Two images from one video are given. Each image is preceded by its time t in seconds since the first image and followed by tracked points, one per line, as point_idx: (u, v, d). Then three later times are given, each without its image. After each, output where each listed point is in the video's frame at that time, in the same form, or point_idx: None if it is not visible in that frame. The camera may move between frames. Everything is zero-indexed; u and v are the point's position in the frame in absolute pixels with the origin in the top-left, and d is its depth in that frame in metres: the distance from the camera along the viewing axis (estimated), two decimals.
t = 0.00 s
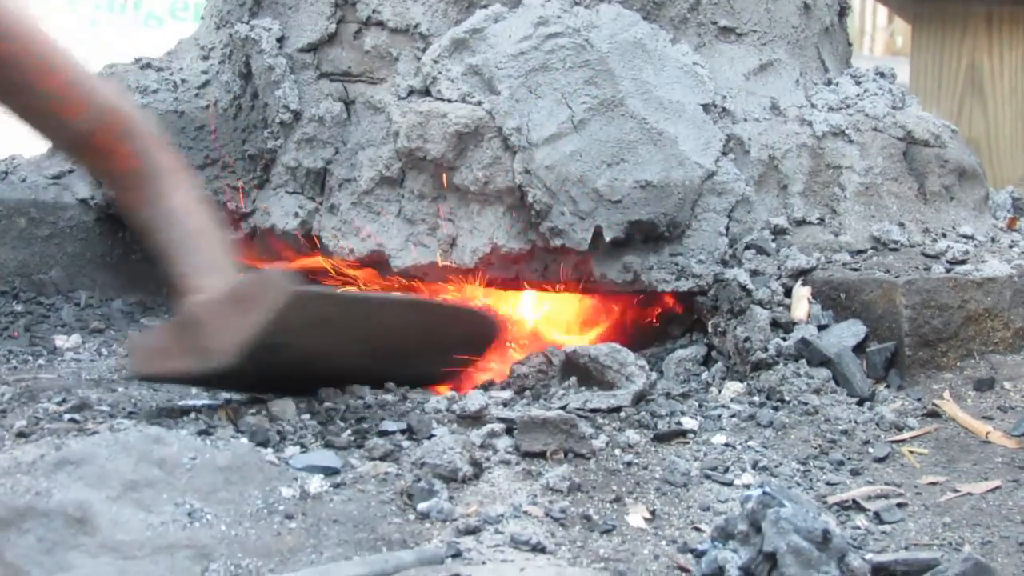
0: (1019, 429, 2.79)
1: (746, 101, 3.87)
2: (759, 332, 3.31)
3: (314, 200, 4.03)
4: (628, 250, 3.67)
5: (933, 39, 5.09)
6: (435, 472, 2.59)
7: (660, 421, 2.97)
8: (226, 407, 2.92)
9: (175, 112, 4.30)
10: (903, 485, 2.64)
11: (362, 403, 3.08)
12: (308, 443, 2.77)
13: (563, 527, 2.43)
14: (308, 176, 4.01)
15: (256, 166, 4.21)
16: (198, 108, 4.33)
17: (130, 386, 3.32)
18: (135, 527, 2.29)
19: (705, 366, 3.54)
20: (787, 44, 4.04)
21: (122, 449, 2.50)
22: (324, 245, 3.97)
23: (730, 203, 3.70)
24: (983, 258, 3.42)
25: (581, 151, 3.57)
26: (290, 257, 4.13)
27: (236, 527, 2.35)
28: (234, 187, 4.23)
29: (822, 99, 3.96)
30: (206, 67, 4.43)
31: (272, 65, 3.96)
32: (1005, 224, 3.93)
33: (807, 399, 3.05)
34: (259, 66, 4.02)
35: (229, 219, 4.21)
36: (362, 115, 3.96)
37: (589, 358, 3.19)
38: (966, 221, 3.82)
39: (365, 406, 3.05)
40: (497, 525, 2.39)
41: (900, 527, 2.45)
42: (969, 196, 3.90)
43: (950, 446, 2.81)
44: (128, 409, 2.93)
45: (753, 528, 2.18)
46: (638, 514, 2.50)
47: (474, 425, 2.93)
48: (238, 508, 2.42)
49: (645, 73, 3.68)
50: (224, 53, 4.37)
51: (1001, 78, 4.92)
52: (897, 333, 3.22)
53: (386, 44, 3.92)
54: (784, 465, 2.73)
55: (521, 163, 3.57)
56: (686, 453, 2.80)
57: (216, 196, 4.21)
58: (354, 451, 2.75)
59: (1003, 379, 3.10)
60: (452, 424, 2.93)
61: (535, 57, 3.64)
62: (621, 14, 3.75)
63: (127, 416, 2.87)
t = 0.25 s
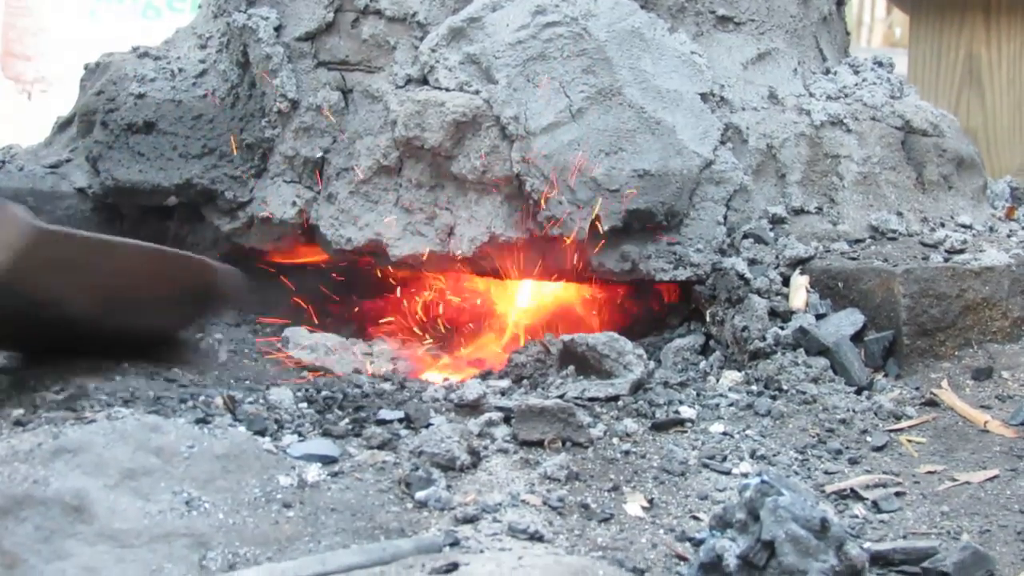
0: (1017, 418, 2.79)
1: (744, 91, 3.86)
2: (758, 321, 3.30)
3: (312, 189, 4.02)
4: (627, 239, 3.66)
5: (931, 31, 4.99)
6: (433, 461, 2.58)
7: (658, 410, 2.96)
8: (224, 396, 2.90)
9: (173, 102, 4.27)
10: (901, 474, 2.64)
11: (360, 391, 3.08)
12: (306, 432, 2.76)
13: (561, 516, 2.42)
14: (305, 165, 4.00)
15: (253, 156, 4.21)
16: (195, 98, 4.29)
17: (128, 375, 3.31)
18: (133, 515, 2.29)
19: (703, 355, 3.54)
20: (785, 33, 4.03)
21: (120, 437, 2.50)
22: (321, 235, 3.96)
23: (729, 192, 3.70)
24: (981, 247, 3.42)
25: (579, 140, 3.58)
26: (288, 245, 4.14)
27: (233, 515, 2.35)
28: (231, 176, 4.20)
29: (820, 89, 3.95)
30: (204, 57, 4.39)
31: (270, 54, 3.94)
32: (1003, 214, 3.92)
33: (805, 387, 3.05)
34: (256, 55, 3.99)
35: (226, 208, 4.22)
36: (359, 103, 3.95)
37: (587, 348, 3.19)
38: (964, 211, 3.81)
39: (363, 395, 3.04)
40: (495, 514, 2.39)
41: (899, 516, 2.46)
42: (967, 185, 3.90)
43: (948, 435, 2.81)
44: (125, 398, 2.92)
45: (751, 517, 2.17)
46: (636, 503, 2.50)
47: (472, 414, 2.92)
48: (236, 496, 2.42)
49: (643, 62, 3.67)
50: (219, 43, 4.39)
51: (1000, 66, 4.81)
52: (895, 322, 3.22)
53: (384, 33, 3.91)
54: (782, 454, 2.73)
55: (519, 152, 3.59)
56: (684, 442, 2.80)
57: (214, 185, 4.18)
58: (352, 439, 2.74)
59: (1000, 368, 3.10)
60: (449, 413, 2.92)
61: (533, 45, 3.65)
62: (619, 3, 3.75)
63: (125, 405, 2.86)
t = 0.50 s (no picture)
0: (1017, 410, 2.79)
1: (743, 83, 3.86)
2: (757, 313, 3.30)
3: (310, 182, 3.98)
4: (627, 232, 3.66)
5: (930, 24, 4.94)
6: (433, 453, 2.58)
7: (658, 402, 2.96)
8: (223, 389, 2.86)
9: (172, 94, 4.29)
10: (901, 467, 2.64)
11: (359, 384, 3.07)
12: (306, 424, 2.75)
13: (560, 508, 2.42)
14: (305, 158, 3.97)
15: (252, 148, 4.17)
16: (194, 90, 4.30)
17: (127, 368, 3.31)
18: (133, 508, 2.29)
19: (703, 348, 3.54)
20: (785, 25, 4.02)
21: (120, 430, 2.49)
22: (321, 228, 3.94)
23: (728, 184, 3.69)
24: (980, 239, 3.42)
25: (579, 132, 3.59)
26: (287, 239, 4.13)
27: (233, 508, 2.34)
28: (231, 169, 4.18)
29: (820, 81, 3.94)
30: (204, 49, 4.41)
31: (269, 46, 3.96)
32: (1003, 206, 3.90)
33: (805, 379, 3.05)
34: (256, 48, 4.01)
35: (226, 200, 4.20)
36: (359, 96, 3.93)
37: (586, 340, 3.18)
38: (963, 203, 3.80)
39: (362, 388, 3.03)
40: (495, 506, 2.39)
41: (899, 508, 2.46)
42: (966, 177, 3.89)
43: (948, 427, 2.81)
44: (125, 390, 2.92)
45: (751, 509, 2.17)
46: (636, 495, 2.49)
47: (472, 406, 2.90)
48: (236, 489, 2.41)
49: (643, 54, 3.68)
50: (219, 35, 4.39)
51: (1000, 60, 4.74)
52: (895, 314, 3.21)
53: (384, 25, 3.93)
54: (782, 446, 2.72)
55: (519, 145, 3.60)
56: (684, 435, 2.79)
57: (214, 178, 4.17)
58: (351, 432, 2.73)
59: (1000, 360, 3.09)
60: (449, 405, 2.91)
61: (532, 38, 3.67)
62: None
63: (125, 397, 2.86)
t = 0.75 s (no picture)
0: (1010, 404, 2.80)
1: (738, 77, 3.86)
2: (752, 307, 3.29)
3: (305, 175, 4.00)
4: (621, 226, 3.66)
5: (925, 20, 4.91)
6: (427, 447, 2.58)
7: (652, 396, 2.96)
8: (217, 383, 2.85)
9: (166, 88, 4.29)
10: (895, 461, 2.64)
11: (354, 377, 3.06)
12: (300, 418, 2.74)
13: (555, 502, 2.42)
14: (299, 152, 3.99)
15: (247, 142, 4.17)
16: (188, 84, 4.29)
17: (121, 362, 3.30)
18: (126, 502, 2.29)
19: (697, 342, 3.53)
20: (780, 19, 4.02)
21: (114, 424, 2.49)
22: (315, 222, 3.93)
23: (723, 178, 3.68)
24: (974, 233, 3.42)
25: (573, 127, 3.58)
26: (280, 233, 4.09)
27: (227, 502, 2.34)
28: (226, 163, 4.17)
29: (815, 75, 3.94)
30: (198, 43, 4.39)
31: (263, 40, 3.97)
32: (997, 199, 3.90)
33: (799, 373, 3.06)
34: (250, 41, 4.03)
35: (220, 194, 4.19)
36: (353, 91, 3.90)
37: (580, 333, 3.20)
38: (958, 197, 3.80)
39: (357, 381, 3.02)
40: (489, 500, 2.39)
41: (893, 502, 2.46)
42: (961, 171, 3.89)
43: (942, 421, 2.81)
44: (119, 384, 2.92)
45: (745, 503, 2.18)
46: (631, 489, 2.49)
47: (466, 400, 2.90)
48: (230, 483, 2.41)
49: (637, 48, 3.68)
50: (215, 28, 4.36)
51: (995, 56, 4.73)
52: (889, 308, 3.21)
53: (378, 19, 3.89)
54: (776, 440, 2.72)
55: (513, 139, 3.58)
56: (679, 429, 2.79)
57: (208, 172, 4.17)
58: (345, 426, 2.72)
59: (995, 354, 3.10)
60: (443, 399, 2.90)
61: (527, 32, 3.66)
62: None
63: (119, 391, 2.86)
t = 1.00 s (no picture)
0: (1006, 394, 2.80)
1: (732, 68, 3.86)
2: (747, 298, 3.30)
3: (299, 168, 3.99)
4: (616, 217, 3.66)
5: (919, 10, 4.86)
6: (423, 440, 2.57)
7: (647, 388, 2.96)
8: (212, 376, 2.84)
9: (160, 81, 4.30)
10: (890, 452, 2.65)
11: (349, 370, 3.05)
12: (296, 412, 2.73)
13: (551, 495, 2.43)
14: (294, 144, 3.98)
15: (241, 135, 4.15)
16: (182, 77, 4.30)
17: (117, 355, 3.30)
18: (122, 496, 2.28)
19: (692, 333, 3.55)
20: (773, 10, 4.04)
21: (109, 418, 2.48)
22: (310, 214, 3.93)
23: (718, 169, 3.69)
24: (969, 224, 3.42)
25: (567, 118, 3.58)
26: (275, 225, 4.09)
27: (223, 496, 2.34)
28: (220, 155, 4.16)
29: (809, 66, 3.94)
30: (192, 37, 4.43)
31: (257, 33, 3.92)
32: (992, 190, 3.90)
33: (794, 364, 3.05)
34: (243, 34, 3.99)
35: (215, 187, 4.18)
36: (347, 82, 3.92)
37: (576, 326, 3.17)
38: (952, 187, 3.80)
39: (352, 374, 3.02)
40: (485, 493, 2.39)
41: (888, 493, 2.47)
42: (955, 162, 3.89)
43: (937, 412, 2.82)
44: (114, 378, 2.91)
45: (741, 495, 2.18)
46: (626, 481, 2.50)
47: (462, 393, 2.89)
48: (226, 476, 2.40)
49: (631, 40, 3.69)
50: (207, 22, 4.42)
51: (988, 47, 4.73)
52: (884, 299, 3.22)
53: (372, 11, 3.88)
54: (771, 432, 2.73)
55: (507, 130, 3.58)
56: (674, 420, 2.79)
57: (202, 164, 4.16)
58: (341, 419, 2.72)
59: (989, 345, 3.10)
60: (439, 392, 2.89)
61: (521, 23, 3.65)
62: None
63: (114, 384, 2.85)
